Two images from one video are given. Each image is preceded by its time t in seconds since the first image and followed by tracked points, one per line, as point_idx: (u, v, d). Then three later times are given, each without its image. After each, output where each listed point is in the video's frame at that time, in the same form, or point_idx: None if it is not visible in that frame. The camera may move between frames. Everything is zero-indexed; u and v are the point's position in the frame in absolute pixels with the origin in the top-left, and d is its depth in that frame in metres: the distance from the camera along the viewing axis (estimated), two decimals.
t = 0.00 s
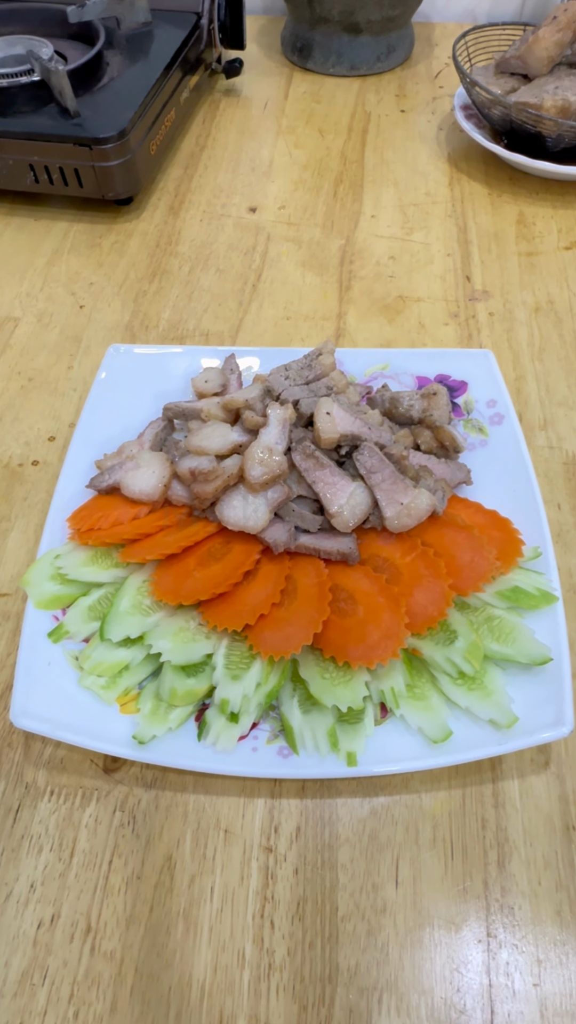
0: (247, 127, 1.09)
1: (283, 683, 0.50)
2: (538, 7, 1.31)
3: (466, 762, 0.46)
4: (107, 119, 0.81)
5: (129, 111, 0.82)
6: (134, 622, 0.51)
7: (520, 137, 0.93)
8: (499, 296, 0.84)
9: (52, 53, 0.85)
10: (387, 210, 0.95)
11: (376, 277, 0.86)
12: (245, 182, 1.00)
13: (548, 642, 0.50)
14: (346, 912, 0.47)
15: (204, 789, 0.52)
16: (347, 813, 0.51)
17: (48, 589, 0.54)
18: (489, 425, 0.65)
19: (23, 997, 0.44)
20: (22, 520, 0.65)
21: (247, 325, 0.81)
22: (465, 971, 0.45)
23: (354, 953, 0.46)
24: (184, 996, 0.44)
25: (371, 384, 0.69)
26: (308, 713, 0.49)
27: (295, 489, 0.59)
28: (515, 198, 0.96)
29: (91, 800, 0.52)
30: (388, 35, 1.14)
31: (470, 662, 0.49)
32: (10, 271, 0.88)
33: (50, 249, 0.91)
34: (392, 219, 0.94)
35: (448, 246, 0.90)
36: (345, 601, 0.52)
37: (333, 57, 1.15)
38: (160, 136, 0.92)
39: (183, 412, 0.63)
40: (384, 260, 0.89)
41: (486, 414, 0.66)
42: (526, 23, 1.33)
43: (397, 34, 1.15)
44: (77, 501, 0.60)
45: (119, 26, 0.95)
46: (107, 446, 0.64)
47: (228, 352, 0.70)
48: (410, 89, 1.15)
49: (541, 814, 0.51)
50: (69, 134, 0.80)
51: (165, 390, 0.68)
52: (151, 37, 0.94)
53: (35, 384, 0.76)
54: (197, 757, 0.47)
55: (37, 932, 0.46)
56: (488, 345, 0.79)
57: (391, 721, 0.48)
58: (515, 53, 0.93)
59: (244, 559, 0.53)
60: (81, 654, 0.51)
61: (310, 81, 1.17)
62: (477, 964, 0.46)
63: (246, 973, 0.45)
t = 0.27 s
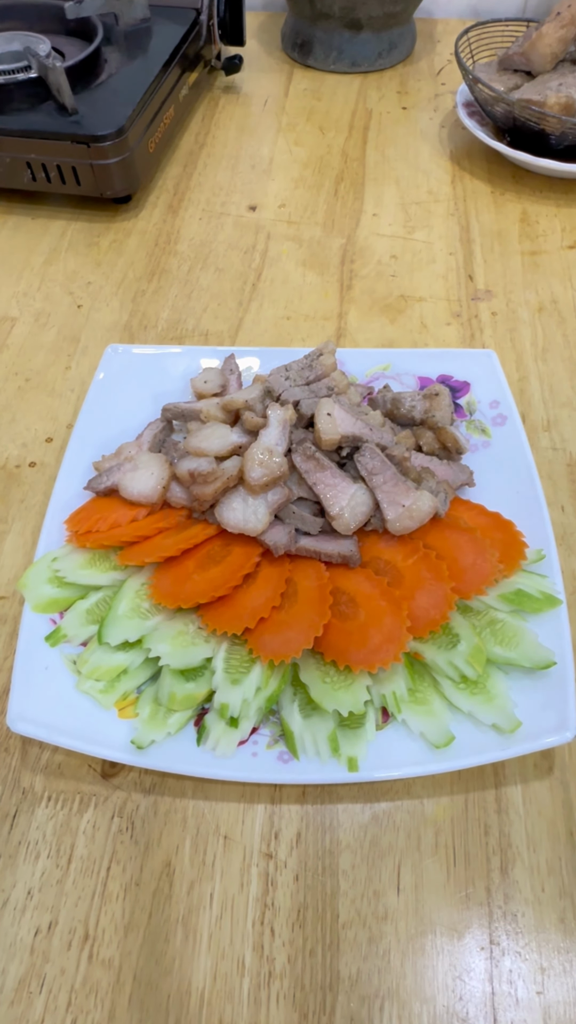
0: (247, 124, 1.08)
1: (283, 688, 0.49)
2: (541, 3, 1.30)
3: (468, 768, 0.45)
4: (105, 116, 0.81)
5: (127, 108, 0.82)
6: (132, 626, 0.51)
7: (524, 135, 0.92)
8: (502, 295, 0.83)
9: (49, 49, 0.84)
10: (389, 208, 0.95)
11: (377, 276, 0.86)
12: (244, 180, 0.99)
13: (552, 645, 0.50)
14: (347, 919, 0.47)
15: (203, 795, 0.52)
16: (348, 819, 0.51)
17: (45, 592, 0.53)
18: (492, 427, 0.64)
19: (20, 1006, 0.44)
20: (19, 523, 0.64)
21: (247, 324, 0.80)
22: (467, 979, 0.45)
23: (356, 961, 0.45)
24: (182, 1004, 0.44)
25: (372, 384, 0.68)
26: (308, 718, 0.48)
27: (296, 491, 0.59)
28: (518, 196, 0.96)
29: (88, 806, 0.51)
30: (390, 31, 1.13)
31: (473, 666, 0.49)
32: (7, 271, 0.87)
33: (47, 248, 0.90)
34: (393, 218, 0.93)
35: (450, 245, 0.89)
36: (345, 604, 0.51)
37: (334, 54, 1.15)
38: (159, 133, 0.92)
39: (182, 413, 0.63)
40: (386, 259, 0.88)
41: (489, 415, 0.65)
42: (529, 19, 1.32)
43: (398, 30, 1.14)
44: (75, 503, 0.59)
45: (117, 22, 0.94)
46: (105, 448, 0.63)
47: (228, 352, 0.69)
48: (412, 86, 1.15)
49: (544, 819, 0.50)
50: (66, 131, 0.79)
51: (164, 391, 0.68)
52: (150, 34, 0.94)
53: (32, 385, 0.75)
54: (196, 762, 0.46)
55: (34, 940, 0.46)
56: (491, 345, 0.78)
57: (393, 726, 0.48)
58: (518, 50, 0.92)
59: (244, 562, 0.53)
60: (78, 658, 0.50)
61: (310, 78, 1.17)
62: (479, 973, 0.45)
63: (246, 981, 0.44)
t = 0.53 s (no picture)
0: (247, 122, 1.08)
1: (283, 692, 0.48)
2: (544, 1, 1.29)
3: (471, 773, 0.45)
4: (103, 113, 0.80)
5: (126, 105, 0.81)
6: (130, 629, 0.50)
7: (527, 132, 0.92)
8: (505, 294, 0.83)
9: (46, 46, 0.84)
10: (390, 207, 0.94)
11: (378, 276, 0.85)
12: (244, 179, 0.98)
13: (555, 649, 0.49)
14: (348, 926, 0.46)
15: (202, 800, 0.51)
16: (349, 825, 0.50)
17: (42, 595, 0.52)
18: (494, 428, 0.64)
19: (16, 1014, 0.43)
20: (17, 524, 0.64)
21: (246, 324, 0.80)
22: (470, 987, 0.44)
23: (357, 969, 0.45)
24: (181, 1013, 0.43)
25: (373, 385, 0.67)
26: (309, 722, 0.47)
27: (296, 493, 0.58)
28: (520, 194, 0.95)
29: (86, 811, 0.51)
30: (391, 27, 1.13)
31: (475, 670, 0.48)
32: (4, 270, 0.87)
33: (45, 246, 0.89)
34: (395, 217, 0.93)
35: (452, 244, 0.89)
36: (346, 607, 0.51)
37: (335, 50, 1.14)
38: (158, 131, 0.91)
39: (181, 414, 0.62)
40: (387, 258, 0.87)
41: (492, 416, 0.65)
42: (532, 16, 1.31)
43: (400, 26, 1.14)
44: (73, 504, 0.59)
45: (115, 18, 0.93)
46: (103, 449, 0.63)
47: (228, 352, 0.68)
48: (414, 82, 1.14)
49: (547, 825, 0.50)
50: (64, 128, 0.79)
51: (163, 391, 0.67)
52: (149, 30, 0.93)
53: (29, 386, 0.75)
54: (196, 768, 0.45)
55: (31, 947, 0.45)
56: (494, 345, 0.77)
57: (395, 731, 0.47)
58: (521, 46, 0.92)
59: (243, 565, 0.52)
60: (76, 662, 0.50)
61: (311, 75, 1.16)
62: (482, 980, 0.44)
63: (246, 989, 0.44)
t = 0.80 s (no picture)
0: (247, 119, 1.07)
1: (284, 696, 0.48)
2: None
3: (474, 778, 0.44)
4: (101, 110, 0.79)
5: (124, 102, 0.81)
6: (129, 632, 0.49)
7: (530, 129, 0.91)
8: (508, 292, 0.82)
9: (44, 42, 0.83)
10: (392, 206, 0.93)
11: (380, 275, 0.85)
12: (244, 177, 0.98)
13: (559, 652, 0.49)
14: (349, 933, 0.45)
15: (202, 806, 0.51)
16: (350, 831, 0.50)
17: (40, 598, 0.52)
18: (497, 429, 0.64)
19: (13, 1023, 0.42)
20: (14, 526, 0.63)
21: (247, 324, 0.79)
22: (472, 995, 0.44)
23: (358, 976, 0.44)
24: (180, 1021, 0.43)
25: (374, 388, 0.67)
26: (309, 727, 0.47)
27: (297, 495, 0.58)
28: (523, 193, 0.95)
29: (84, 817, 0.50)
30: (393, 24, 1.12)
31: (478, 674, 0.48)
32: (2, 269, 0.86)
33: (42, 245, 0.89)
34: (396, 215, 0.92)
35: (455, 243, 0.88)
36: (347, 611, 0.50)
37: (336, 47, 1.14)
38: (157, 128, 0.91)
39: (180, 415, 0.62)
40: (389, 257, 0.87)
41: (495, 418, 0.65)
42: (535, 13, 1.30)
43: (401, 22, 1.13)
44: (71, 506, 0.58)
45: (114, 14, 0.93)
46: (102, 450, 0.62)
47: (227, 352, 0.68)
48: (416, 79, 1.14)
49: (551, 831, 0.49)
50: (61, 126, 0.78)
51: (162, 392, 0.67)
52: (147, 26, 0.93)
53: (26, 387, 0.74)
54: (195, 773, 0.45)
55: (28, 955, 0.45)
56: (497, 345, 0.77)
57: (396, 735, 0.47)
58: (524, 43, 0.91)
59: (243, 568, 0.52)
60: (74, 665, 0.49)
61: (311, 72, 1.15)
62: (485, 988, 0.44)
63: (245, 997, 0.43)
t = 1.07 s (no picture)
0: (246, 117, 1.06)
1: (284, 700, 0.47)
2: None
3: (476, 783, 0.44)
4: (99, 108, 0.79)
5: (122, 100, 0.80)
6: (127, 636, 0.49)
7: (533, 127, 0.91)
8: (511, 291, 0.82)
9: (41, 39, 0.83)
10: (393, 205, 0.93)
11: (381, 275, 0.84)
12: (244, 175, 0.97)
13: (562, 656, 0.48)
14: (350, 940, 0.45)
15: (201, 812, 0.50)
16: (351, 837, 0.49)
17: (37, 601, 0.51)
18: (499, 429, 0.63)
19: None
20: (11, 528, 0.63)
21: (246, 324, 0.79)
22: (475, 1003, 0.43)
23: (359, 984, 0.44)
24: None
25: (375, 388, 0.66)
26: (310, 731, 0.46)
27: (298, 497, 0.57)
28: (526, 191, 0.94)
29: (82, 823, 0.50)
30: (394, 20, 1.12)
31: (480, 678, 0.47)
32: None
33: (40, 245, 0.88)
34: (398, 214, 0.92)
35: (457, 242, 0.88)
36: (348, 614, 0.50)
37: (336, 43, 1.13)
38: (155, 126, 0.90)
39: (179, 416, 0.61)
40: (390, 257, 0.86)
41: (498, 419, 0.63)
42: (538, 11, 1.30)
43: (403, 19, 1.12)
44: (68, 508, 0.57)
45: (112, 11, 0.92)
46: (100, 452, 0.62)
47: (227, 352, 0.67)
48: (418, 76, 1.13)
49: (554, 837, 0.49)
50: (59, 123, 0.78)
51: (161, 393, 0.66)
52: (146, 23, 0.92)
53: (23, 388, 0.73)
54: (194, 778, 0.44)
55: (25, 962, 0.44)
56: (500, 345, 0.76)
57: (398, 740, 0.46)
58: (527, 39, 0.91)
59: (243, 570, 0.51)
60: (72, 670, 0.49)
61: (312, 69, 1.15)
62: (488, 996, 0.43)
63: (245, 1006, 0.43)
